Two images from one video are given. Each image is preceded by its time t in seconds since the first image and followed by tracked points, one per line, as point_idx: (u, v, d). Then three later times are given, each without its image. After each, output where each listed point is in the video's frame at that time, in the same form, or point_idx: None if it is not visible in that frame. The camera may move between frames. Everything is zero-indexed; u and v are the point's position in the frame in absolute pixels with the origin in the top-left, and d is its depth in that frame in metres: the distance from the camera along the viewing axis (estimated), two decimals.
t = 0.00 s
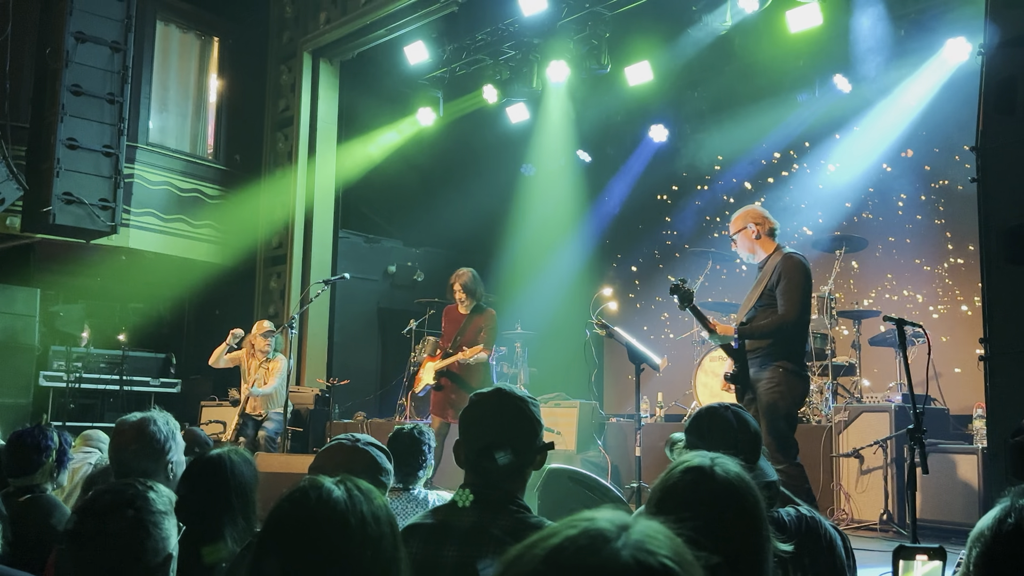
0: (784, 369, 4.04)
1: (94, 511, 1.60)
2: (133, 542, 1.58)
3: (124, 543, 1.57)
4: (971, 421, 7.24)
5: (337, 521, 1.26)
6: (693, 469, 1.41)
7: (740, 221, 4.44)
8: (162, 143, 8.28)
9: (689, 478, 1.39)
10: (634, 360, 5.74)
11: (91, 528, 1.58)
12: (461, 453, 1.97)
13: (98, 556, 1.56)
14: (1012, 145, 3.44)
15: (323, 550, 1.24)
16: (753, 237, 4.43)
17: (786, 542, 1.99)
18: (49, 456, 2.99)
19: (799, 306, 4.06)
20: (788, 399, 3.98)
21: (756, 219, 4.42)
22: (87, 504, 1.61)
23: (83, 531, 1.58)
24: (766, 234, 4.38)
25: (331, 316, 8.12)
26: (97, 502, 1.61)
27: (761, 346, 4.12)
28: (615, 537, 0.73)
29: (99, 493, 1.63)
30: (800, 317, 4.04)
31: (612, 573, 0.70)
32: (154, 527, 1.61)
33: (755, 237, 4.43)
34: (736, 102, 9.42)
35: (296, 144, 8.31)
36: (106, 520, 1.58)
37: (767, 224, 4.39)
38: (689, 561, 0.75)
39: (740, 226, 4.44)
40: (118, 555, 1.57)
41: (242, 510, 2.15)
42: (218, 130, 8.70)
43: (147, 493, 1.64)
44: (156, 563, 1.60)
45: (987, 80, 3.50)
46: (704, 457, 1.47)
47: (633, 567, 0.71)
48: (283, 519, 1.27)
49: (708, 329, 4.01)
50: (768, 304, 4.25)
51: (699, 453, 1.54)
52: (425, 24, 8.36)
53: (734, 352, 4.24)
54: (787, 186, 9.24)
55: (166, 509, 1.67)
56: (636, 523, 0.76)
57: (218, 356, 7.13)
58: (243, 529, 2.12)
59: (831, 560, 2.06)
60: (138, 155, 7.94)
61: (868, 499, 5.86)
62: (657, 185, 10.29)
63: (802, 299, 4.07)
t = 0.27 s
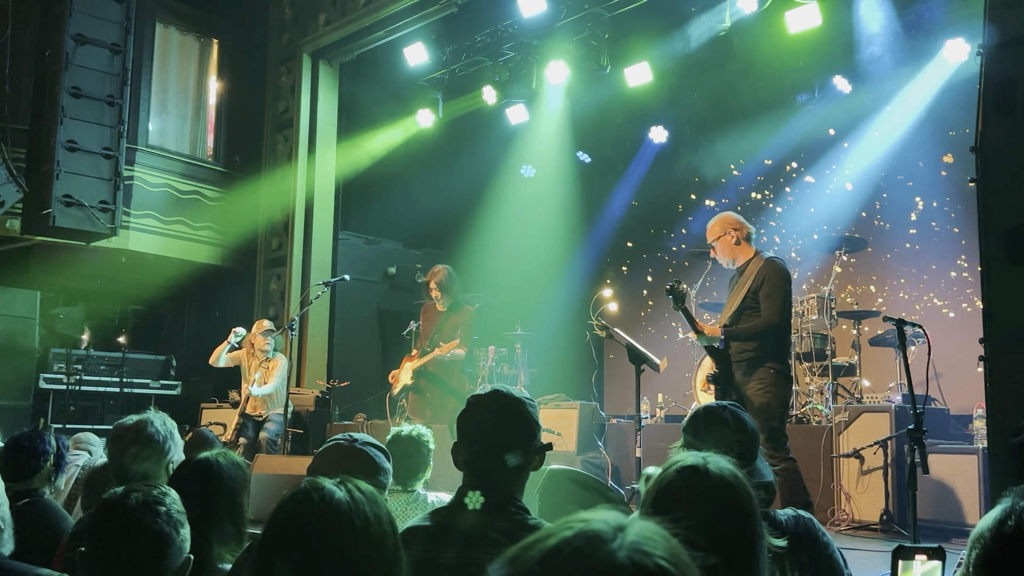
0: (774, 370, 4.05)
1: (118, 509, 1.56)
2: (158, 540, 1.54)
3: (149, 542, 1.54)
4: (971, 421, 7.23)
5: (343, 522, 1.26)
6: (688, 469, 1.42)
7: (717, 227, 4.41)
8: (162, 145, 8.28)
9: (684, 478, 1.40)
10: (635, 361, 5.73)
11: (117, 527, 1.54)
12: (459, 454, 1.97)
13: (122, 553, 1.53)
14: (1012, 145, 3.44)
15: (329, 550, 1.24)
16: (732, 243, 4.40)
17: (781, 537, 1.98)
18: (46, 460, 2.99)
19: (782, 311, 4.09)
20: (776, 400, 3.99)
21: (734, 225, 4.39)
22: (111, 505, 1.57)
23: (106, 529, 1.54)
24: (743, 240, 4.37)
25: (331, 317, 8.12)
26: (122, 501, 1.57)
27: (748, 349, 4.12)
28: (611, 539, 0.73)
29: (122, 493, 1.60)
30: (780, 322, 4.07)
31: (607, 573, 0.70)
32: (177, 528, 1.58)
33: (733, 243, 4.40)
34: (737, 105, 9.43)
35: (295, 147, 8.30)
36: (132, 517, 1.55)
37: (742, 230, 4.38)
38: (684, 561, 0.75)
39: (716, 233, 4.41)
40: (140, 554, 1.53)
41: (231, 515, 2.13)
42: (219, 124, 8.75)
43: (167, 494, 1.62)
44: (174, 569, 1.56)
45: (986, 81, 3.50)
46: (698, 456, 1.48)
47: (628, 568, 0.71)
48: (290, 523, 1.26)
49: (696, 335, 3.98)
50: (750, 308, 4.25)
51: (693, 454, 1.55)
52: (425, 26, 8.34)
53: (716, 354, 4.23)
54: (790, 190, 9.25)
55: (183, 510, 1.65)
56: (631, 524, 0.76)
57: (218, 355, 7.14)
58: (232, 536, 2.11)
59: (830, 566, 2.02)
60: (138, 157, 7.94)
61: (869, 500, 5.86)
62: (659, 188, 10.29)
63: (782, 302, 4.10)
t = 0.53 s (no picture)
0: (774, 369, 4.05)
1: (127, 511, 1.56)
2: (166, 542, 1.54)
3: (156, 545, 1.53)
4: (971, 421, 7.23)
5: (347, 521, 1.26)
6: (689, 468, 1.40)
7: (711, 229, 4.41)
8: (162, 146, 8.28)
9: (686, 476, 1.39)
10: (635, 361, 5.72)
11: (126, 528, 1.54)
12: (462, 455, 1.98)
13: (130, 555, 1.52)
14: (1011, 145, 3.44)
15: (334, 549, 1.24)
16: (728, 245, 4.39)
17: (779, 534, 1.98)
18: (47, 462, 3.01)
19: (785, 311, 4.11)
20: (777, 401, 4.00)
21: (729, 227, 4.39)
22: (115, 510, 1.56)
23: (114, 531, 1.54)
24: (738, 241, 4.37)
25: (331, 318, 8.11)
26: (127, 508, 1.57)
27: (749, 346, 4.11)
28: (612, 541, 0.73)
29: (131, 495, 1.60)
30: (782, 319, 4.08)
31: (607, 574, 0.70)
32: (184, 530, 1.58)
33: (730, 244, 4.39)
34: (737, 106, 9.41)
35: (295, 148, 8.29)
36: (141, 519, 1.55)
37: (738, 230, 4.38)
38: (685, 563, 0.75)
39: (710, 235, 4.41)
40: (148, 556, 1.53)
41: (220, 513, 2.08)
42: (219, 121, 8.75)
43: (175, 496, 1.62)
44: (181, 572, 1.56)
45: (986, 81, 3.50)
46: (699, 455, 1.47)
47: (629, 569, 0.71)
48: (294, 525, 1.26)
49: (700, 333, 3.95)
50: (751, 308, 4.23)
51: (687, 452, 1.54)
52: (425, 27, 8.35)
53: (716, 352, 4.22)
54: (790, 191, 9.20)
55: (191, 511, 1.65)
56: (630, 525, 0.76)
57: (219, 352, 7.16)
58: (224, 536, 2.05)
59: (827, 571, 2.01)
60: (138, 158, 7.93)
61: (869, 500, 5.85)
62: (659, 189, 10.29)
63: (784, 302, 4.12)
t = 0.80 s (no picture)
0: (774, 369, 4.08)
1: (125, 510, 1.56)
2: (164, 541, 1.54)
3: (155, 543, 1.53)
4: (972, 419, 7.24)
5: (342, 521, 1.26)
6: (690, 469, 1.41)
7: (724, 227, 4.42)
8: (161, 146, 8.28)
9: (688, 477, 1.39)
10: (636, 360, 5.71)
11: (123, 527, 1.54)
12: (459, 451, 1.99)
13: (127, 553, 1.52)
14: (1011, 143, 3.44)
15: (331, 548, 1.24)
16: (739, 244, 4.41)
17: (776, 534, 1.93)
18: (47, 460, 3.04)
19: (785, 307, 4.13)
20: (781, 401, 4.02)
21: (743, 225, 4.41)
22: (117, 506, 1.57)
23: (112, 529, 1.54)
24: (751, 241, 4.39)
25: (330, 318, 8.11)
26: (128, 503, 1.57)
27: (753, 347, 4.15)
28: (609, 541, 0.73)
29: (129, 495, 1.60)
30: (784, 315, 4.10)
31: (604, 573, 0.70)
32: (183, 530, 1.58)
33: (742, 243, 4.41)
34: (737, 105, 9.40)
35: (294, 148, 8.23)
36: (140, 516, 1.55)
37: (752, 230, 4.39)
38: (683, 562, 0.75)
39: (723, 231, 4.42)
40: (146, 554, 1.52)
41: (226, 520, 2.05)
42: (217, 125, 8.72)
43: (174, 496, 1.62)
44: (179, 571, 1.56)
45: (987, 78, 3.49)
46: (701, 456, 1.47)
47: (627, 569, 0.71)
48: (290, 524, 1.26)
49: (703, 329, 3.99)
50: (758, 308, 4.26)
51: (688, 454, 1.55)
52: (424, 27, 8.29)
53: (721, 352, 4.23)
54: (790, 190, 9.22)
55: (191, 511, 1.65)
56: (627, 525, 0.77)
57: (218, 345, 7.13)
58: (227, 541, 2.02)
59: None
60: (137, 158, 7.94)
61: (870, 498, 5.86)
62: (660, 188, 10.31)
63: (786, 299, 4.13)
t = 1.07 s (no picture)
0: (763, 371, 4.18)
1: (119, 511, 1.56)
2: (159, 543, 1.54)
3: (150, 545, 1.54)
4: (971, 417, 7.25)
5: (333, 529, 1.27)
6: (692, 469, 1.41)
7: (717, 231, 4.48)
8: (159, 146, 8.28)
9: (690, 478, 1.40)
10: (635, 360, 5.69)
11: (117, 529, 1.54)
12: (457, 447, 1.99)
13: (123, 556, 1.53)
14: (1009, 142, 3.44)
15: (320, 555, 1.25)
16: (732, 248, 4.47)
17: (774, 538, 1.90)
18: (46, 461, 3.04)
19: (763, 306, 4.23)
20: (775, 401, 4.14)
21: (734, 230, 4.47)
22: (110, 509, 1.57)
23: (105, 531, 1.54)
24: (743, 245, 4.45)
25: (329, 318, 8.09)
26: (122, 504, 1.57)
27: (744, 351, 4.24)
28: (611, 544, 0.74)
29: (124, 496, 1.60)
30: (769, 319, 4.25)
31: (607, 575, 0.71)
32: (180, 530, 1.58)
33: (733, 248, 4.48)
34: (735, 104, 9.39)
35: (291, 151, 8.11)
36: (133, 519, 1.55)
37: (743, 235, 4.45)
38: (685, 564, 0.76)
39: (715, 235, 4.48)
40: (141, 556, 1.53)
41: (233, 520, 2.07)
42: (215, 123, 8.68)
43: (170, 497, 1.62)
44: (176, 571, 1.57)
45: (985, 76, 3.49)
46: (704, 456, 1.47)
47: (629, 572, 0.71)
48: (282, 527, 1.27)
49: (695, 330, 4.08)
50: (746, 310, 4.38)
51: (692, 453, 1.55)
52: (423, 26, 8.27)
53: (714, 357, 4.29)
54: (788, 187, 9.21)
55: (187, 512, 1.64)
56: (631, 527, 0.77)
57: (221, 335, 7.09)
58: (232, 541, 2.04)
59: None
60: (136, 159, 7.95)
61: (869, 497, 5.87)
62: (659, 185, 10.29)
63: (766, 300, 4.23)
